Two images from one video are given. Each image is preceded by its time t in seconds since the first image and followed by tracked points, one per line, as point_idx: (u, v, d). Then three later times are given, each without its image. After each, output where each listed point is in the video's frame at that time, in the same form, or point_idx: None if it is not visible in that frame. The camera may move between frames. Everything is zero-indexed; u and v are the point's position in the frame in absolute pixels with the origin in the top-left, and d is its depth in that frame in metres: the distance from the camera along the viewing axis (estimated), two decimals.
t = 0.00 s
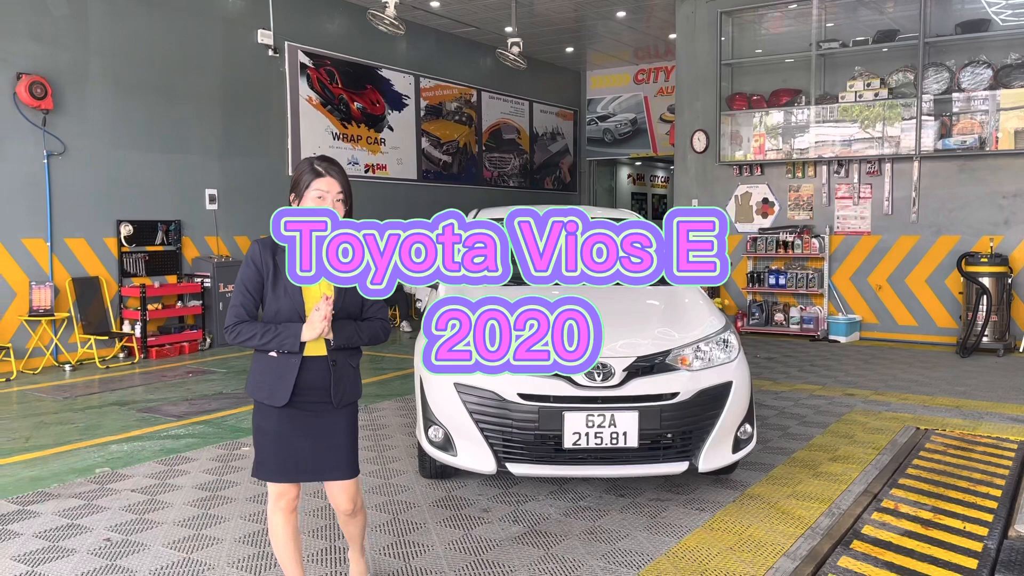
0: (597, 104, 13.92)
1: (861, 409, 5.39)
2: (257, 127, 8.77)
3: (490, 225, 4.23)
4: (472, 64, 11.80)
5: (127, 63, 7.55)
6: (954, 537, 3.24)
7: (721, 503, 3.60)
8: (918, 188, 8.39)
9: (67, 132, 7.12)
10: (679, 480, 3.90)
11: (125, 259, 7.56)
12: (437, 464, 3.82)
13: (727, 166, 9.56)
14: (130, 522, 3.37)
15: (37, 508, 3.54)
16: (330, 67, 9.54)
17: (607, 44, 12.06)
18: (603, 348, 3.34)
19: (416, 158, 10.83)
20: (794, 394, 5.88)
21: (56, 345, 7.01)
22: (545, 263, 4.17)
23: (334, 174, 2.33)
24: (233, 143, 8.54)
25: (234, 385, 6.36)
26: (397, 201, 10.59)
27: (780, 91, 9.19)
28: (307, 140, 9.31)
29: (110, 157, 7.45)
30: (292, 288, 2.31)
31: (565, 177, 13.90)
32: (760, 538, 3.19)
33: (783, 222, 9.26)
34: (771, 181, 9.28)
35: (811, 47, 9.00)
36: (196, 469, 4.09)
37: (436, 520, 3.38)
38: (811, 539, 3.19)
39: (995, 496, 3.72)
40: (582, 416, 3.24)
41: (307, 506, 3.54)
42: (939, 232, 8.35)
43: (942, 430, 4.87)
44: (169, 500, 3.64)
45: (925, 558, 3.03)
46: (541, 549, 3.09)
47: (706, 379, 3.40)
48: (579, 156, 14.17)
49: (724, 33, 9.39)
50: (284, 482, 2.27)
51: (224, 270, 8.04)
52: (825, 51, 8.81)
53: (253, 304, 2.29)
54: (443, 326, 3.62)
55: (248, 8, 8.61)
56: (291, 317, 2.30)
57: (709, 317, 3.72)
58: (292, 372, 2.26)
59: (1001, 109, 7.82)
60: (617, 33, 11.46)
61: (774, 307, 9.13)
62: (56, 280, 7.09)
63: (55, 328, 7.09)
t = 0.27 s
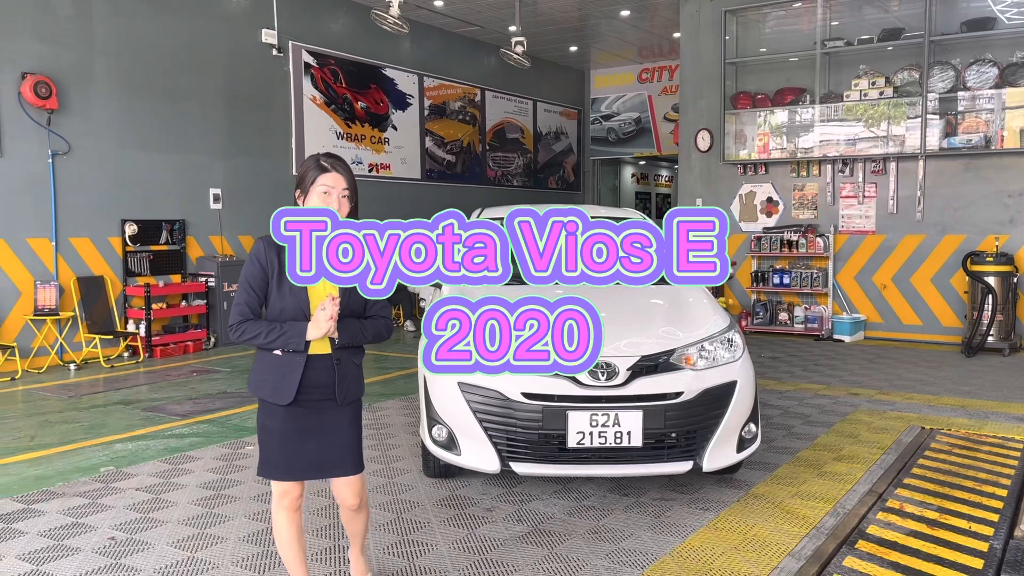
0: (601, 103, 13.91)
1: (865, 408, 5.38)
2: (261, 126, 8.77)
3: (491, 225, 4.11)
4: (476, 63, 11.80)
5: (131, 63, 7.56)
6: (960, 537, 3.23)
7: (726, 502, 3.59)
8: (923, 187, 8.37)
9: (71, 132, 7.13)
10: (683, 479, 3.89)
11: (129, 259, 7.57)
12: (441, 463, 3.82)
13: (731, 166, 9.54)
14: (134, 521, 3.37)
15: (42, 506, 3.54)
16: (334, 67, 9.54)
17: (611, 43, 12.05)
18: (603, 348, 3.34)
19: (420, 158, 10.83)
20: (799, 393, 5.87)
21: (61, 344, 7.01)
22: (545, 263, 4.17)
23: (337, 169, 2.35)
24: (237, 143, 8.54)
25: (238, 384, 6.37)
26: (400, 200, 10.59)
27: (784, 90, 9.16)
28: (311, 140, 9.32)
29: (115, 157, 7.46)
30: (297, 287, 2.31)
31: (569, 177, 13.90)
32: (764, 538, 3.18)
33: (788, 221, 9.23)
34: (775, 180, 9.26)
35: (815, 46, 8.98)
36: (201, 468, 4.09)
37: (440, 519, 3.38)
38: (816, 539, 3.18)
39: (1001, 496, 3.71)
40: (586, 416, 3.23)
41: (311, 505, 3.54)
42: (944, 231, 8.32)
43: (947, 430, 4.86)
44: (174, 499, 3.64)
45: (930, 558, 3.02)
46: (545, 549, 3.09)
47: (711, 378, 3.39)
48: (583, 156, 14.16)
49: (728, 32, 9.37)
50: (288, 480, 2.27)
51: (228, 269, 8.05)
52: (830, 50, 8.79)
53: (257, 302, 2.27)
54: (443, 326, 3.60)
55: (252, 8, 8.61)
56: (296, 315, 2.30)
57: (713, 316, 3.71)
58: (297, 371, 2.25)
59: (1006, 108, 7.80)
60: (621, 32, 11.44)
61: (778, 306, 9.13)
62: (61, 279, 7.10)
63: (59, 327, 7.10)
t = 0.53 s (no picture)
0: (608, 101, 13.88)
1: (873, 407, 5.35)
2: (267, 124, 8.77)
3: (491, 225, 4.05)
4: (483, 61, 11.77)
5: (138, 62, 7.57)
6: (969, 537, 3.20)
7: (733, 502, 3.57)
8: (932, 184, 8.33)
9: (78, 130, 7.13)
10: (690, 478, 3.87)
11: (136, 257, 7.58)
12: (447, 462, 3.81)
13: (738, 163, 9.50)
14: (140, 519, 3.37)
15: (49, 504, 3.55)
16: (340, 64, 9.53)
17: (618, 40, 12.02)
18: (607, 347, 3.31)
19: (426, 155, 10.81)
20: (806, 392, 5.84)
21: (69, 342, 7.02)
22: (545, 262, 4.15)
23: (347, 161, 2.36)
24: (243, 141, 8.55)
25: (244, 382, 6.36)
26: (407, 198, 10.58)
27: (792, 87, 9.12)
28: (317, 138, 9.31)
29: (122, 155, 7.47)
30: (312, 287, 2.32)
31: (575, 174, 13.87)
32: (772, 538, 3.17)
33: (796, 219, 9.19)
34: (783, 177, 9.21)
35: (823, 43, 8.93)
36: (207, 466, 4.09)
37: (445, 518, 3.37)
38: (823, 538, 3.16)
39: (1011, 496, 3.68)
40: (592, 415, 3.22)
41: (316, 504, 3.54)
42: (953, 229, 8.27)
43: (956, 429, 4.82)
44: (179, 497, 3.64)
45: (939, 558, 3.00)
46: (551, 548, 3.08)
47: (718, 377, 3.37)
48: (589, 153, 14.14)
49: (736, 29, 9.33)
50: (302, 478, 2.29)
51: (235, 267, 8.05)
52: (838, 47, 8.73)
53: (274, 303, 2.25)
54: (443, 325, 3.54)
55: (258, 6, 8.61)
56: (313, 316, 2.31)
57: (720, 314, 3.69)
58: (318, 371, 2.27)
59: (1016, 104, 7.74)
60: (628, 29, 11.41)
61: (786, 304, 9.08)
62: (68, 277, 7.11)
63: (67, 325, 7.11)
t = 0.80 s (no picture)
0: (613, 99, 13.84)
1: (879, 406, 5.32)
2: (272, 123, 8.77)
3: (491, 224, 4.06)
4: (488, 59, 11.76)
5: (143, 61, 7.57)
6: (975, 537, 3.18)
7: (736, 502, 3.55)
8: (939, 181, 8.28)
9: (83, 129, 7.14)
10: (694, 478, 3.85)
11: (141, 256, 7.59)
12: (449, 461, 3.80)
13: (744, 161, 9.46)
14: (142, 518, 3.36)
15: (51, 504, 3.55)
16: (345, 63, 9.52)
17: (624, 37, 11.99)
18: (610, 346, 3.29)
19: (431, 154, 10.80)
20: (812, 391, 5.81)
21: (74, 341, 7.03)
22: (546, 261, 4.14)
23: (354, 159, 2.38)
24: (248, 140, 8.55)
25: (249, 381, 6.36)
26: (413, 197, 10.57)
27: (798, 84, 9.07)
28: (322, 137, 9.31)
29: (127, 154, 7.48)
30: (331, 284, 2.32)
31: (581, 173, 13.85)
32: (775, 538, 3.15)
33: (802, 217, 9.15)
34: (789, 175, 9.17)
35: (830, 40, 8.89)
36: (209, 465, 4.09)
37: (447, 517, 3.36)
38: (827, 539, 3.14)
39: (1017, 496, 3.65)
40: (594, 414, 3.21)
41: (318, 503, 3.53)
42: (961, 227, 8.23)
43: (962, 428, 4.79)
44: (182, 497, 3.63)
45: (944, 559, 2.97)
46: (553, 548, 3.06)
47: (721, 376, 3.36)
48: (595, 151, 14.12)
49: (742, 26, 9.29)
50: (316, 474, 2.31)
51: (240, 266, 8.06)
52: (844, 43, 8.69)
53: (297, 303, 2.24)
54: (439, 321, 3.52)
55: (262, 4, 8.61)
56: (333, 313, 2.32)
57: (723, 313, 3.67)
58: (336, 368, 2.31)
59: None
60: (634, 26, 11.38)
61: (792, 303, 9.04)
62: (73, 276, 7.12)
63: (72, 324, 7.12)
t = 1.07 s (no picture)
0: (621, 96, 13.79)
1: (886, 406, 5.27)
2: (277, 121, 8.75)
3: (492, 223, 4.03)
4: (494, 56, 11.72)
5: (148, 59, 7.57)
6: (980, 540, 3.13)
7: (738, 503, 3.52)
8: (948, 178, 8.21)
9: (88, 128, 7.15)
10: (696, 478, 3.81)
11: (146, 255, 7.59)
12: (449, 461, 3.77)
13: (751, 158, 9.40)
14: (141, 519, 3.35)
15: (51, 504, 3.54)
16: (351, 61, 9.50)
17: (631, 34, 11.94)
18: (610, 346, 3.25)
19: (437, 152, 10.77)
20: (818, 390, 5.76)
21: (79, 339, 7.03)
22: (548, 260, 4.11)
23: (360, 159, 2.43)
24: (254, 138, 8.55)
25: (252, 380, 6.34)
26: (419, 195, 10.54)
27: (806, 81, 9.00)
28: (328, 135, 9.30)
29: (132, 153, 7.48)
30: (358, 279, 2.37)
31: (588, 170, 13.80)
32: (777, 540, 3.11)
33: (809, 215, 9.09)
34: (797, 172, 9.11)
35: (838, 36, 8.82)
36: (210, 465, 4.08)
37: (446, 518, 3.34)
38: (830, 541, 3.10)
39: None
40: (594, 415, 3.18)
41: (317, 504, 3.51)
42: (970, 224, 8.16)
43: (970, 428, 4.74)
44: (181, 497, 3.62)
45: (948, 562, 2.93)
46: (552, 550, 3.03)
47: (722, 377, 3.32)
48: (602, 149, 14.07)
49: (749, 23, 9.22)
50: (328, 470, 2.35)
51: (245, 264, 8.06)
52: (853, 40, 8.62)
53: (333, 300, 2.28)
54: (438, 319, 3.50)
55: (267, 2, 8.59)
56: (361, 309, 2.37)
57: (726, 312, 3.64)
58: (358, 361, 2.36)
59: None
60: (641, 23, 11.32)
61: (799, 300, 8.99)
62: (79, 274, 7.13)
63: (77, 323, 7.12)
